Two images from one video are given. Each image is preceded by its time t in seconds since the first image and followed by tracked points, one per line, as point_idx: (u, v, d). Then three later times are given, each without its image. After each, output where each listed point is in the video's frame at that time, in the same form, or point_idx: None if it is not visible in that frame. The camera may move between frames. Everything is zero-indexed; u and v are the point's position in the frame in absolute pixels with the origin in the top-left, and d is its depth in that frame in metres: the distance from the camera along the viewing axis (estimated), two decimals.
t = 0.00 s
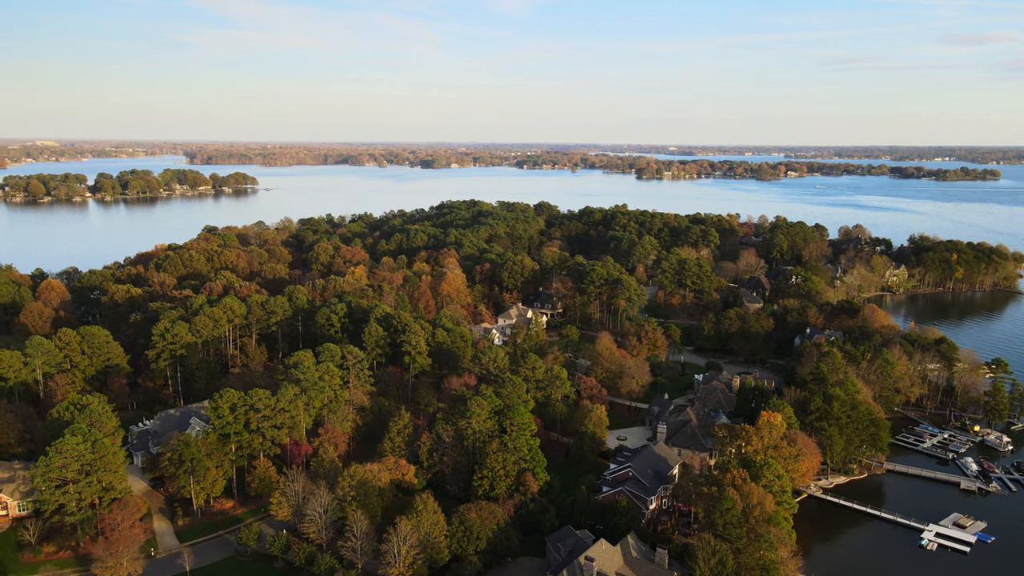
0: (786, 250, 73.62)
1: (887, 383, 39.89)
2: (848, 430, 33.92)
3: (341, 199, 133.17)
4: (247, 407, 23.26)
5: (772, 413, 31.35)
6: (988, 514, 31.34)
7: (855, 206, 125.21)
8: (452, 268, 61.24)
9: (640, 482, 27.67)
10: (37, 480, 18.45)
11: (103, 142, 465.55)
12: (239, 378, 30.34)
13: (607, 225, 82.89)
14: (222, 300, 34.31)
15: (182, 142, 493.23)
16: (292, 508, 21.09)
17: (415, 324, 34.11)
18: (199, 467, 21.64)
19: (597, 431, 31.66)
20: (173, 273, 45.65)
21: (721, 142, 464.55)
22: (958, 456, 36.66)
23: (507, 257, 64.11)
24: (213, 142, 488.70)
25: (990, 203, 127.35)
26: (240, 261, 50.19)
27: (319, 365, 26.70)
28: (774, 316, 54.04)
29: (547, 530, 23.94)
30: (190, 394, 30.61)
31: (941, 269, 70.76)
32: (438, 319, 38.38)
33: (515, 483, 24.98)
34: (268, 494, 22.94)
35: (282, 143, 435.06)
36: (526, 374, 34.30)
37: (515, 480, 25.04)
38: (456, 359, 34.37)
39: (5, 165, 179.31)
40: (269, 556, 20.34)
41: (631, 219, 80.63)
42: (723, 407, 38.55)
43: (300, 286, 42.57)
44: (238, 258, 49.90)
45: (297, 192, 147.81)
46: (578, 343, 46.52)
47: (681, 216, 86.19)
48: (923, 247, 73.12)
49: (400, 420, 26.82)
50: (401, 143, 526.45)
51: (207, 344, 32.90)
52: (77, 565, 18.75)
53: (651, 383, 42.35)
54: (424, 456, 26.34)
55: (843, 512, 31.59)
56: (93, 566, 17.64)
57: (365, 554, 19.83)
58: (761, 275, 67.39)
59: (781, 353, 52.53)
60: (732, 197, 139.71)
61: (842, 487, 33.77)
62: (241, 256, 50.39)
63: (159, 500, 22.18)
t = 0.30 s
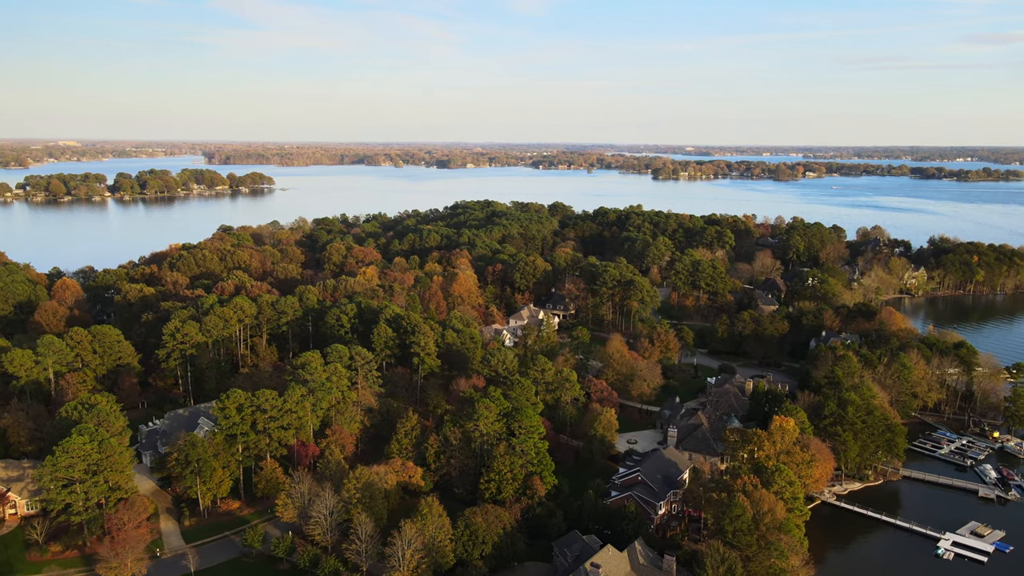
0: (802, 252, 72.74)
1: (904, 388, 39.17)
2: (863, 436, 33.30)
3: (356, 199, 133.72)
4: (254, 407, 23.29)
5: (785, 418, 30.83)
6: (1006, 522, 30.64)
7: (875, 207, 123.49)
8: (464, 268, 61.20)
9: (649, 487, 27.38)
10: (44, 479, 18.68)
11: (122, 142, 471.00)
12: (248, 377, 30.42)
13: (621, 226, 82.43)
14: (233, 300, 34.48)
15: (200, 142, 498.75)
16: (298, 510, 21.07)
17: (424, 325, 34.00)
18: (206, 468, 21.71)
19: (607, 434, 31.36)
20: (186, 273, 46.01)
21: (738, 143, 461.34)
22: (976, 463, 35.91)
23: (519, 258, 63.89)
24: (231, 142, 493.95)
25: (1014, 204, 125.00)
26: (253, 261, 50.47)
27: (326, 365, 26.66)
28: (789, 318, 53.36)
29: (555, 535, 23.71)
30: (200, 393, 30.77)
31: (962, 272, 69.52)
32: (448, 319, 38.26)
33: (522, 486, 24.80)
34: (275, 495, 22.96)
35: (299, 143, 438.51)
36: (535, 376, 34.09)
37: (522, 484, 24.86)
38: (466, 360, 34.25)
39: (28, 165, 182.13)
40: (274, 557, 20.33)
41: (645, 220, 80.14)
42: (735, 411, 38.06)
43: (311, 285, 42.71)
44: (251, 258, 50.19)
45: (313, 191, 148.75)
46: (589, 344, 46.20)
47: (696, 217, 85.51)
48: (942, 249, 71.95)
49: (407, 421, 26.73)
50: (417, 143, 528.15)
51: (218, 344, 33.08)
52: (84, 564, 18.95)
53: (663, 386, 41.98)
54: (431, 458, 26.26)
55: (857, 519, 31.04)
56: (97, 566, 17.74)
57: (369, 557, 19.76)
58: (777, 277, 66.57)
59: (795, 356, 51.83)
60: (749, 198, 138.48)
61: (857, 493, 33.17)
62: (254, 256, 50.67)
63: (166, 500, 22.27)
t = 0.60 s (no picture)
0: (819, 253, 71.76)
1: (922, 393, 38.43)
2: (878, 442, 32.70)
3: (370, 199, 134.13)
4: (261, 408, 23.32)
5: (798, 422, 30.32)
6: None
7: (896, 208, 121.64)
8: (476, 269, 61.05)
9: (658, 492, 27.07)
10: (52, 478, 18.96)
11: (142, 142, 477.11)
12: (257, 377, 30.47)
13: (635, 226, 81.87)
14: (244, 300, 34.62)
15: (218, 143, 503.13)
16: (303, 512, 21.03)
17: (434, 326, 33.86)
18: (212, 469, 21.79)
19: (616, 437, 31.07)
20: (199, 272, 46.30)
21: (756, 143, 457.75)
22: (996, 470, 35.14)
23: (531, 259, 63.63)
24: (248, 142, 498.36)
25: None
26: (266, 260, 50.69)
27: (335, 366, 26.61)
28: (805, 321, 52.62)
29: (562, 540, 23.49)
30: (210, 393, 30.92)
31: (983, 274, 68.23)
32: (458, 320, 38.14)
33: (530, 490, 24.61)
34: (281, 497, 22.96)
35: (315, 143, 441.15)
36: (545, 378, 33.86)
37: (530, 488, 24.67)
38: (476, 362, 34.12)
39: (49, 164, 184.58)
40: (279, 559, 20.27)
41: (660, 220, 79.57)
42: (748, 415, 37.57)
43: (322, 286, 42.79)
44: (264, 258, 50.43)
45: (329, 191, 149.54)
46: (600, 346, 45.81)
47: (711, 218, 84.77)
48: (963, 251, 70.72)
49: (415, 423, 26.62)
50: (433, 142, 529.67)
51: (228, 344, 33.22)
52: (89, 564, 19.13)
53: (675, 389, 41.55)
54: (438, 460, 26.14)
55: (871, 526, 30.47)
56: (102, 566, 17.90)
57: (373, 561, 19.67)
58: (793, 279, 65.73)
59: (810, 359, 51.10)
60: (766, 198, 137.04)
61: (872, 500, 32.58)
62: (267, 256, 50.90)
63: (173, 500, 22.37)
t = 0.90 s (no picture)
0: (837, 254, 70.74)
1: (940, 398, 37.68)
2: (894, 448, 32.08)
3: (385, 198, 134.50)
4: (268, 409, 23.35)
5: (811, 428, 29.80)
6: None
7: (917, 209, 119.66)
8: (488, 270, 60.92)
9: (668, 497, 26.73)
10: (60, 477, 19.32)
11: (160, 142, 481.98)
12: (265, 377, 30.52)
13: (650, 227, 81.28)
14: (255, 300, 34.77)
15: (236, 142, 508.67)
16: (309, 514, 21.00)
17: (443, 327, 33.75)
18: (219, 469, 21.86)
19: (626, 441, 30.75)
20: (213, 271, 46.59)
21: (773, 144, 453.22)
22: (1016, 478, 34.32)
23: (544, 259, 63.36)
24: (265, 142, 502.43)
25: None
26: (279, 260, 50.91)
27: (343, 368, 26.55)
28: (821, 323, 51.81)
29: (569, 545, 23.28)
30: (220, 392, 31.09)
31: (1005, 276, 66.89)
32: (469, 321, 38.01)
33: (537, 494, 24.43)
34: (288, 498, 22.96)
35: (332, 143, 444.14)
36: (554, 380, 33.62)
37: (537, 491, 24.49)
38: (485, 363, 33.96)
39: (71, 165, 187.19)
40: (285, 561, 20.22)
41: (674, 221, 78.98)
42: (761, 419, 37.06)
43: (333, 286, 42.89)
44: (277, 258, 50.65)
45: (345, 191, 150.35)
46: (612, 347, 45.43)
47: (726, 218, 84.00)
48: (984, 252, 69.46)
49: (422, 424, 26.50)
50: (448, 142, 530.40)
51: (238, 344, 33.37)
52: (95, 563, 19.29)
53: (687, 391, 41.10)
54: (445, 463, 26.04)
55: (887, 534, 29.87)
56: (108, 565, 18.01)
57: (378, 564, 19.58)
58: (810, 281, 64.85)
59: (826, 362, 50.34)
60: (783, 199, 135.56)
61: (888, 508, 31.95)
62: (280, 255, 51.13)
63: (181, 500, 22.46)
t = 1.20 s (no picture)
0: (856, 256, 69.65)
1: (960, 403, 36.89)
2: (912, 455, 31.44)
3: (400, 198, 134.80)
4: (275, 410, 23.37)
5: (826, 433, 29.26)
6: None
7: (940, 210, 117.64)
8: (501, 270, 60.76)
9: (678, 503, 26.39)
10: (68, 477, 19.54)
11: (180, 142, 488.54)
12: (274, 376, 30.60)
13: (665, 228, 80.68)
14: (266, 300, 34.88)
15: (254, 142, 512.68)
16: (315, 515, 20.97)
17: (454, 329, 33.61)
18: (226, 470, 21.93)
19: (637, 445, 30.42)
20: (227, 271, 46.88)
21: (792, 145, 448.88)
22: None
23: (557, 260, 63.06)
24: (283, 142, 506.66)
25: None
26: (293, 259, 51.11)
27: (351, 368, 26.48)
28: (838, 326, 50.95)
29: (577, 550, 23.06)
30: (230, 391, 31.24)
31: None
32: (480, 322, 37.85)
33: (545, 498, 24.22)
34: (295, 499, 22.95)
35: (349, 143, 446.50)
36: (565, 383, 33.32)
37: (545, 495, 24.28)
38: (496, 365, 33.79)
39: (93, 165, 189.86)
40: (291, 563, 20.20)
41: (690, 222, 78.36)
42: (775, 423, 36.53)
43: (345, 286, 42.98)
44: (291, 257, 50.85)
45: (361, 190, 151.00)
46: (623, 349, 45.05)
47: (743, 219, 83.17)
48: (1007, 254, 68.01)
49: (431, 426, 26.37)
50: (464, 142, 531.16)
51: (249, 344, 33.51)
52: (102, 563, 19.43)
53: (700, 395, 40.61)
54: (453, 465, 25.91)
55: (903, 543, 29.27)
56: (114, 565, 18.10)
57: (384, 567, 19.50)
58: (827, 283, 63.96)
59: (842, 366, 49.55)
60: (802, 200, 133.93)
61: (904, 515, 31.33)
62: (294, 255, 51.34)
63: (188, 500, 22.54)
